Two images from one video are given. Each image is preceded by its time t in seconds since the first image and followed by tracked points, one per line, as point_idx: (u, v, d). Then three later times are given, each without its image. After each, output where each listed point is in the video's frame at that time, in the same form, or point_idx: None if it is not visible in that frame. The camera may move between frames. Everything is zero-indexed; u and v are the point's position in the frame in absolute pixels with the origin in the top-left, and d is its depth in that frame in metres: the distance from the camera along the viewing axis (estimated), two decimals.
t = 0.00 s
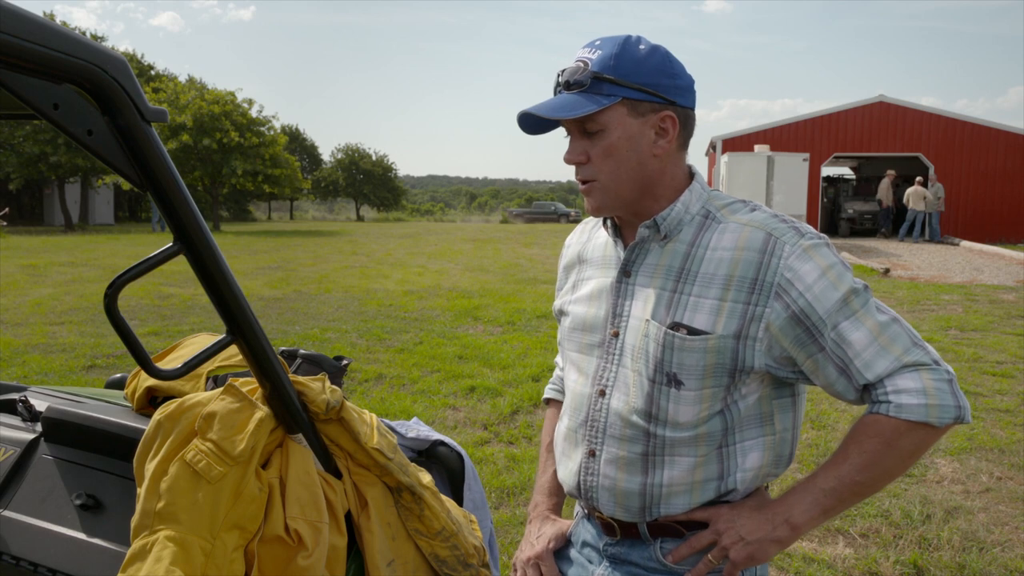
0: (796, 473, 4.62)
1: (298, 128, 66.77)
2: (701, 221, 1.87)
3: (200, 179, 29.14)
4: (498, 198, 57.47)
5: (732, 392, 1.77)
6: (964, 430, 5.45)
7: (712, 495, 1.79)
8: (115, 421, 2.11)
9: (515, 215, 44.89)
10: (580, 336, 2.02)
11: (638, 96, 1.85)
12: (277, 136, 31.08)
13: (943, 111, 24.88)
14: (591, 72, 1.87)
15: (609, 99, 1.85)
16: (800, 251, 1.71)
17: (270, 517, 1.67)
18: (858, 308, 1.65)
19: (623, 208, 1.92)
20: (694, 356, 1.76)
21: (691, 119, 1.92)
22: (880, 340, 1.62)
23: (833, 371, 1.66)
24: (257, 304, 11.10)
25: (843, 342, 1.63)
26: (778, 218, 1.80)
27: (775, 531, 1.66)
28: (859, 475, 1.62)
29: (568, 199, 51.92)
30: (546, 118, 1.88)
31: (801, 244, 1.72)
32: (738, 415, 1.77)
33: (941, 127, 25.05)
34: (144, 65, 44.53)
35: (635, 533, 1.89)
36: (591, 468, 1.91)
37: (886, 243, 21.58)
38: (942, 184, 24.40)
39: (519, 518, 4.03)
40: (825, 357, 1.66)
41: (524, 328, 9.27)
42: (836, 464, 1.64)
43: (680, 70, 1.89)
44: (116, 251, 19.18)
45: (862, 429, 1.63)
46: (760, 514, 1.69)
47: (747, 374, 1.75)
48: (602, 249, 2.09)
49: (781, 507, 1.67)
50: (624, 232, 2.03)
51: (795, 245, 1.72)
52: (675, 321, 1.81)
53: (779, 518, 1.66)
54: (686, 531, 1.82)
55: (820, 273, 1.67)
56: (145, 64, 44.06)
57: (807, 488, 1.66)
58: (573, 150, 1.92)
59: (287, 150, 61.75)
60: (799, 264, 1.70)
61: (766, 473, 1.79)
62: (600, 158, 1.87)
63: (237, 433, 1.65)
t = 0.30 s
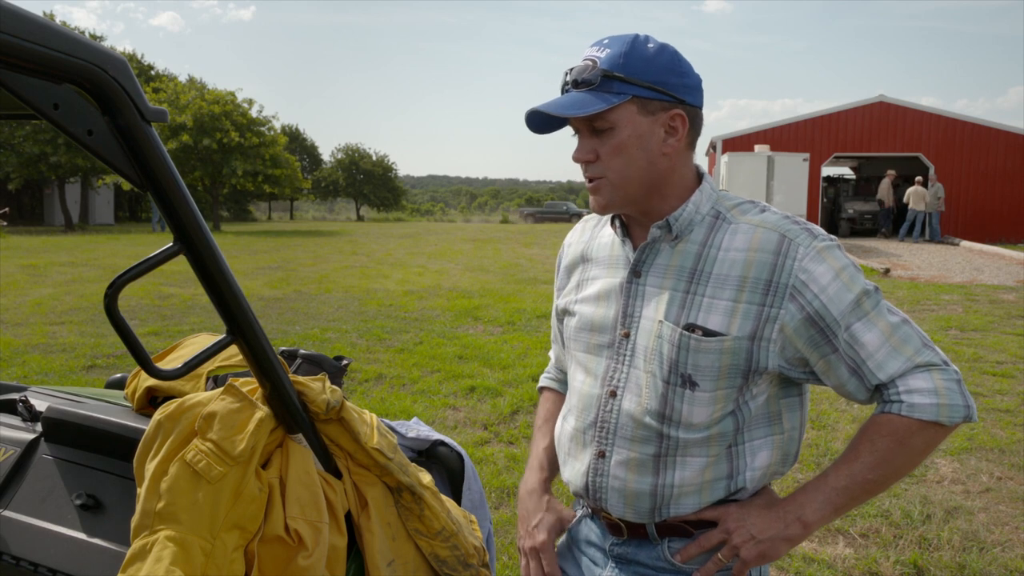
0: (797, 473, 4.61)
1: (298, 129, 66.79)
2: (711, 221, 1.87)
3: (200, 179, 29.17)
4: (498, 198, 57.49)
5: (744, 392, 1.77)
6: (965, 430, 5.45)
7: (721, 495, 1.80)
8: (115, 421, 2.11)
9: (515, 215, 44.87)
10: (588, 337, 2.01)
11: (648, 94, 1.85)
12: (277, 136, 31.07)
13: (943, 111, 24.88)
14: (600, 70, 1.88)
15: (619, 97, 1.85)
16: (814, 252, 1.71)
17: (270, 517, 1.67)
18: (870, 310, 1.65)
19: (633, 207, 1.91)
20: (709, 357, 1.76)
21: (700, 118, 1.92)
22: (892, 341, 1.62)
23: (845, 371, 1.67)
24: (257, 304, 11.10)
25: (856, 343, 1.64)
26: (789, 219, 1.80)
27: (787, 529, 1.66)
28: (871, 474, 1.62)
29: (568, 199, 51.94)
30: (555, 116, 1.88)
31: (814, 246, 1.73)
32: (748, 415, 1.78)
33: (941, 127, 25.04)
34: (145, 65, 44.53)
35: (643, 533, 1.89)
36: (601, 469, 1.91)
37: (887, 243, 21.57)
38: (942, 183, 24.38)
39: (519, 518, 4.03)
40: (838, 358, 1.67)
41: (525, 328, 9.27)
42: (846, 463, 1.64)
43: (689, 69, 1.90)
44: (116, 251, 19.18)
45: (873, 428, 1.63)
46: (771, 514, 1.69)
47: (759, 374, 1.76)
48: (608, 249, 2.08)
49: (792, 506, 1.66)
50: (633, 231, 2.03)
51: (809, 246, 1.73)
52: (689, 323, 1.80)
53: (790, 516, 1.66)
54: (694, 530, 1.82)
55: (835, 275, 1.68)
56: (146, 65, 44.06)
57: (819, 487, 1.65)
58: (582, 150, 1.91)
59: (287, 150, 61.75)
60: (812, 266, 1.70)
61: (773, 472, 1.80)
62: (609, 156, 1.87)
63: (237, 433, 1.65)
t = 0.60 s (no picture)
0: (797, 473, 4.61)
1: (298, 129, 66.80)
2: (715, 221, 1.87)
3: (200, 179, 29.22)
4: (498, 198, 57.49)
5: (745, 392, 1.77)
6: (964, 430, 5.45)
7: (720, 494, 1.79)
8: (115, 421, 2.11)
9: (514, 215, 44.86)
10: (589, 333, 2.01)
11: (655, 95, 1.86)
12: (277, 137, 31.08)
13: (943, 111, 24.88)
14: (607, 72, 1.87)
15: (627, 99, 1.85)
16: (818, 253, 1.71)
17: (270, 518, 1.67)
18: (873, 312, 1.65)
19: (643, 210, 1.91)
20: (710, 357, 1.76)
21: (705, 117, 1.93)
22: (893, 343, 1.62)
23: (845, 372, 1.67)
24: (257, 304, 11.10)
25: (857, 344, 1.64)
26: (792, 220, 1.80)
27: (786, 530, 1.66)
28: (870, 476, 1.62)
29: (568, 198, 51.98)
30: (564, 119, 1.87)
31: (817, 247, 1.73)
32: (748, 415, 1.78)
33: (941, 127, 25.05)
34: (144, 65, 44.53)
35: (641, 532, 1.89)
36: (600, 467, 1.91)
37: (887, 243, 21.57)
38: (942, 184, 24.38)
39: (519, 518, 4.02)
40: (839, 359, 1.67)
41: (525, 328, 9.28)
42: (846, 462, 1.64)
43: (692, 67, 1.90)
44: (116, 251, 19.18)
45: (875, 428, 1.63)
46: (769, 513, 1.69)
47: (760, 375, 1.76)
48: (612, 247, 2.08)
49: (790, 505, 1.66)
50: (636, 232, 2.03)
51: (812, 248, 1.73)
52: (690, 321, 1.81)
53: (788, 515, 1.66)
54: (692, 529, 1.83)
55: (837, 277, 1.68)
56: (146, 65, 44.07)
57: (818, 486, 1.65)
58: (591, 152, 1.90)
59: (287, 150, 61.74)
60: (815, 267, 1.70)
61: (773, 473, 1.80)
62: (620, 159, 1.86)
63: (237, 433, 1.65)
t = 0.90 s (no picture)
0: (797, 473, 4.61)
1: (298, 129, 66.80)
2: (714, 221, 1.87)
3: (200, 179, 29.25)
4: (498, 198, 57.50)
5: (743, 392, 1.77)
6: (964, 431, 5.45)
7: (718, 495, 1.79)
8: (115, 421, 2.11)
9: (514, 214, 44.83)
10: (588, 333, 2.01)
11: (658, 92, 1.86)
12: (277, 137, 31.09)
13: (943, 111, 24.87)
14: (611, 68, 1.87)
15: (630, 96, 1.85)
16: (815, 253, 1.72)
17: (269, 518, 1.67)
18: (871, 312, 1.65)
19: (642, 208, 1.91)
20: (707, 357, 1.76)
21: (706, 117, 1.93)
22: (891, 344, 1.62)
23: (843, 372, 1.67)
24: (257, 304, 11.11)
25: (854, 345, 1.64)
26: (791, 221, 1.80)
27: (782, 531, 1.67)
28: (868, 476, 1.62)
29: (568, 198, 51.99)
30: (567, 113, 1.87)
31: (815, 248, 1.72)
32: (747, 415, 1.78)
33: (941, 127, 25.05)
34: (144, 65, 44.53)
35: (640, 532, 1.89)
36: (599, 467, 1.91)
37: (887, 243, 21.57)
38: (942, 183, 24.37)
39: (519, 518, 4.02)
40: (836, 359, 1.66)
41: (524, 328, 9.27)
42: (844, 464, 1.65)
43: (695, 66, 1.90)
44: (116, 251, 19.18)
45: (872, 428, 1.63)
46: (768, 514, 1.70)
47: (758, 375, 1.75)
48: (612, 247, 2.08)
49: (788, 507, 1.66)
50: (636, 231, 2.04)
51: (810, 247, 1.73)
52: (689, 321, 1.81)
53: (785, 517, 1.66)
54: (690, 530, 1.83)
55: (835, 276, 1.68)
56: (145, 65, 44.07)
57: (816, 487, 1.66)
58: (592, 149, 1.91)
59: (288, 150, 61.74)
60: (812, 267, 1.70)
61: (771, 473, 1.80)
62: (621, 155, 1.86)
63: (236, 433, 1.65)
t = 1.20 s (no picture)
0: (797, 473, 4.61)
1: (298, 129, 66.81)
2: (713, 223, 1.87)
3: (201, 179, 29.26)
4: (498, 198, 57.50)
5: (746, 394, 1.77)
6: (965, 430, 5.45)
7: (722, 496, 1.80)
8: (116, 421, 2.11)
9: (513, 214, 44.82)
10: (590, 338, 2.01)
11: (662, 93, 1.85)
12: (277, 136, 31.09)
13: (943, 111, 24.87)
14: (616, 64, 1.86)
15: (633, 94, 1.84)
16: (817, 253, 1.72)
17: (270, 517, 1.67)
18: (872, 311, 1.65)
19: (636, 208, 1.91)
20: (711, 359, 1.76)
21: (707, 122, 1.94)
22: (893, 342, 1.62)
23: (846, 372, 1.67)
24: (257, 304, 11.11)
25: (858, 344, 1.64)
26: (790, 221, 1.80)
27: (788, 530, 1.66)
28: (873, 474, 1.62)
29: (569, 198, 52.00)
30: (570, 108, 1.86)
31: (816, 248, 1.73)
32: (749, 416, 1.78)
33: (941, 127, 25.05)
34: (144, 66, 44.55)
35: (643, 534, 1.89)
36: (601, 471, 1.90)
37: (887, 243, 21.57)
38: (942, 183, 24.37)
39: (519, 518, 4.02)
40: (839, 359, 1.67)
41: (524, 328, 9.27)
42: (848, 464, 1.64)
43: (700, 72, 1.91)
44: (116, 250, 19.18)
45: (876, 427, 1.63)
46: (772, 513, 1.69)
47: (761, 376, 1.76)
48: (609, 249, 2.08)
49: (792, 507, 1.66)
50: (634, 233, 2.03)
51: (811, 248, 1.73)
52: (691, 325, 1.80)
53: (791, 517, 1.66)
54: (692, 531, 1.82)
55: (837, 277, 1.68)
56: (145, 65, 44.06)
57: (820, 487, 1.65)
58: (590, 144, 1.90)
59: (288, 151, 61.71)
60: (815, 267, 1.70)
61: (774, 472, 1.81)
62: (619, 153, 1.86)
63: (237, 433, 1.65)
